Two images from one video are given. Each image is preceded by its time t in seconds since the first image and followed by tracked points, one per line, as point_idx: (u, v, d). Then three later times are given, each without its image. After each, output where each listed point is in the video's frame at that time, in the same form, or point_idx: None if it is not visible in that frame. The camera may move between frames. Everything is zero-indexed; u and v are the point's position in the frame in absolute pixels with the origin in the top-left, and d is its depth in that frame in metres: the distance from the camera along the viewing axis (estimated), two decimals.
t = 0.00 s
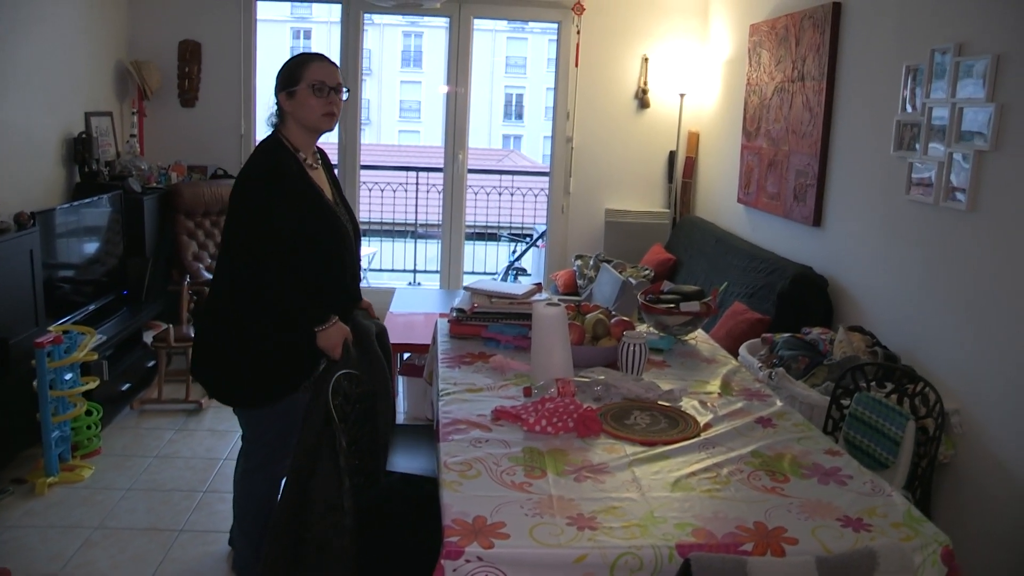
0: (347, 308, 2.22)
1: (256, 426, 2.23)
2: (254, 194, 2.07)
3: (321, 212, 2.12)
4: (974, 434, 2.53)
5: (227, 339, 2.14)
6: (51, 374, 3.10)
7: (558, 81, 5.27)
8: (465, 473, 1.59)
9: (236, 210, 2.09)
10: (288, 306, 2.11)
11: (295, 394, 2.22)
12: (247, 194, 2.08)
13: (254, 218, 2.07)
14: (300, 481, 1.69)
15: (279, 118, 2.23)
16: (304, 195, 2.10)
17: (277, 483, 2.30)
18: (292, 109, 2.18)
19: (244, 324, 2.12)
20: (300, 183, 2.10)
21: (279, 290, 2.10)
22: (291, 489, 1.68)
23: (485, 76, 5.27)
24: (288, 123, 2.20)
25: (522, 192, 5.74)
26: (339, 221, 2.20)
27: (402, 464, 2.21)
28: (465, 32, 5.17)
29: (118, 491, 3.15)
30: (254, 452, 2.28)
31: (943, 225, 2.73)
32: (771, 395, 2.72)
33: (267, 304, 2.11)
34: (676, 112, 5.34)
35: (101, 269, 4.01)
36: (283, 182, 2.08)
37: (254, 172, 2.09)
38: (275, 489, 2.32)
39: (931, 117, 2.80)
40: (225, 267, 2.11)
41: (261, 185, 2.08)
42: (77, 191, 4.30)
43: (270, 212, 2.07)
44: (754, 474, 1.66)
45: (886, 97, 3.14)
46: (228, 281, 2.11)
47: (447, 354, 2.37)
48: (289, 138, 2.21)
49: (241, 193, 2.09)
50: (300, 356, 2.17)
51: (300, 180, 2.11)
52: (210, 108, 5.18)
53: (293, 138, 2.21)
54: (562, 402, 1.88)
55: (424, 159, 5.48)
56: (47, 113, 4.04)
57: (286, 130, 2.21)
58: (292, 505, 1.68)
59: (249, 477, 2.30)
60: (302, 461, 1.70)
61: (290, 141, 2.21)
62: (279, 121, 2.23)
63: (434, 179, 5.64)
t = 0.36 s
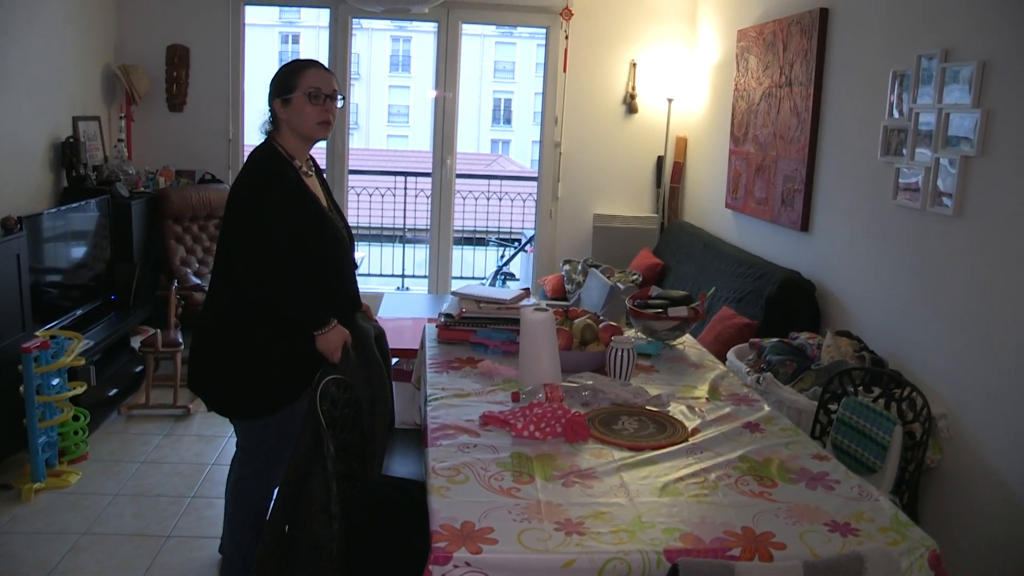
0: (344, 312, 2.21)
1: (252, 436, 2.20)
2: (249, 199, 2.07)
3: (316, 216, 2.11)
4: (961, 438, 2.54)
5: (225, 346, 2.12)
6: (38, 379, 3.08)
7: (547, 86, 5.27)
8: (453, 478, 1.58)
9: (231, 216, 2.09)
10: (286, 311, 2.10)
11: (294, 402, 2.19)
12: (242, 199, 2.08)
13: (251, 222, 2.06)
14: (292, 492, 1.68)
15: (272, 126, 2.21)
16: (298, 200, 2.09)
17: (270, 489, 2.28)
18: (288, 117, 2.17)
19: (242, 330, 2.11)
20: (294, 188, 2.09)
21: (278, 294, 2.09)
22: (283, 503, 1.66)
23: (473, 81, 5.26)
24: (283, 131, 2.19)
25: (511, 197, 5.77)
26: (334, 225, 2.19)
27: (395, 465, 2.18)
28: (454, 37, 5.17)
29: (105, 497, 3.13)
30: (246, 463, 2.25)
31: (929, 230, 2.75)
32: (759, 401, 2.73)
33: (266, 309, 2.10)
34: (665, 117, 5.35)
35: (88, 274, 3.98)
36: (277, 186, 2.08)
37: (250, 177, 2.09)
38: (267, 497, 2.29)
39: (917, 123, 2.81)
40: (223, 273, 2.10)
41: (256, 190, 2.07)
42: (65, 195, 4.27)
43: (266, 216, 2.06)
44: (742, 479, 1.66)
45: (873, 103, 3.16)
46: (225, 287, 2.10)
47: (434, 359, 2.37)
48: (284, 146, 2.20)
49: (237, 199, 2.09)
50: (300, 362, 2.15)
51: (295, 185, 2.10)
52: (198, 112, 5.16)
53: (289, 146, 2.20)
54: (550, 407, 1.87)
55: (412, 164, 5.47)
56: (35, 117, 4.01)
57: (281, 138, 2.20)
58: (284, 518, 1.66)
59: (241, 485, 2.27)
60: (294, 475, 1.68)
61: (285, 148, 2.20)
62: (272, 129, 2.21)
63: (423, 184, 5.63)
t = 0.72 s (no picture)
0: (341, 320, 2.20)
1: (246, 444, 2.20)
2: (246, 205, 2.07)
3: (312, 224, 2.10)
4: (951, 441, 2.55)
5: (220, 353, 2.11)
6: (29, 385, 3.06)
7: (539, 91, 5.28)
8: (444, 484, 1.58)
9: (228, 223, 2.09)
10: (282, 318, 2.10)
11: (289, 409, 2.18)
12: (238, 205, 2.08)
13: (248, 230, 2.06)
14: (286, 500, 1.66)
15: (269, 132, 2.21)
16: (295, 209, 2.08)
17: (262, 499, 2.26)
18: (282, 123, 2.17)
19: (237, 338, 2.10)
20: (291, 197, 2.09)
21: (274, 301, 2.09)
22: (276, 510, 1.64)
23: (465, 85, 5.27)
24: (279, 137, 2.19)
25: (502, 202, 5.72)
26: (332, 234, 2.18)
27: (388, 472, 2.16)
28: (446, 42, 5.18)
29: (96, 503, 3.11)
30: (239, 469, 2.24)
31: (920, 234, 2.76)
32: (751, 406, 2.73)
33: (262, 318, 2.09)
34: (657, 122, 5.36)
35: (79, 279, 3.96)
36: (273, 194, 2.07)
37: (248, 185, 2.08)
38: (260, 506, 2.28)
39: (907, 128, 2.83)
40: (218, 280, 2.10)
41: (252, 197, 2.07)
42: (55, 200, 4.25)
43: (264, 224, 2.06)
44: (734, 483, 1.66)
45: (864, 108, 3.17)
46: (221, 294, 2.10)
47: (426, 364, 2.36)
48: (280, 152, 2.20)
49: (233, 205, 2.08)
50: (295, 370, 2.14)
51: (291, 193, 2.09)
52: (190, 117, 5.15)
53: (284, 152, 2.20)
54: (542, 413, 1.87)
55: (405, 169, 5.49)
56: (25, 122, 3.99)
57: (277, 144, 2.20)
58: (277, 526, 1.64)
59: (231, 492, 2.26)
60: (287, 481, 1.67)
61: (280, 155, 2.20)
62: (269, 135, 2.22)
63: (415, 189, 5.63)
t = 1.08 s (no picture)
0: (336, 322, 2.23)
1: (243, 445, 2.19)
2: (245, 208, 2.08)
3: (311, 227, 2.12)
4: (950, 448, 2.55)
5: (217, 354, 2.11)
6: (27, 388, 3.07)
7: (539, 96, 5.29)
8: (444, 488, 1.59)
9: (225, 225, 2.10)
10: (280, 321, 2.11)
11: (284, 410, 2.19)
12: (238, 207, 2.09)
13: (247, 232, 2.07)
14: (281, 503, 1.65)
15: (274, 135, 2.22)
16: (294, 212, 2.10)
17: (261, 503, 2.26)
18: (288, 127, 2.18)
19: (234, 339, 2.11)
20: (292, 200, 2.10)
21: (271, 303, 2.10)
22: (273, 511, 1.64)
23: (466, 90, 5.28)
24: (284, 140, 2.20)
25: (503, 207, 5.76)
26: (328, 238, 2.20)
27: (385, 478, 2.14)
28: (447, 46, 5.18)
29: (94, 507, 3.11)
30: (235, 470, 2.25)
31: (919, 241, 2.77)
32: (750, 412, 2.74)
33: (259, 319, 2.11)
34: (657, 128, 5.38)
35: (79, 283, 3.96)
36: (274, 197, 2.08)
37: (249, 187, 2.09)
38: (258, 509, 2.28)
39: (907, 135, 2.83)
40: (216, 281, 2.10)
41: (252, 200, 2.08)
42: (56, 203, 4.26)
43: (263, 227, 2.07)
44: (733, 489, 1.66)
45: (864, 115, 3.18)
46: (218, 297, 2.09)
47: (425, 369, 2.37)
48: (284, 156, 2.21)
49: (233, 208, 2.09)
50: (291, 372, 2.16)
51: (293, 197, 2.10)
52: (190, 121, 5.16)
53: (288, 155, 2.21)
54: (542, 418, 1.88)
55: (406, 174, 5.51)
56: (26, 125, 4.00)
57: (281, 147, 2.21)
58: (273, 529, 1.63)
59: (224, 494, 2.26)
60: (284, 484, 1.67)
61: (284, 159, 2.20)
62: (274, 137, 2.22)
63: (415, 194, 5.65)
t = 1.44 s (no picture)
0: (336, 324, 2.23)
1: (245, 440, 2.21)
2: (247, 207, 2.09)
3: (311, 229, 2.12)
4: (955, 454, 2.55)
5: (216, 352, 2.13)
6: (33, 389, 3.08)
7: (546, 100, 5.30)
8: (449, 491, 1.59)
9: (228, 224, 2.11)
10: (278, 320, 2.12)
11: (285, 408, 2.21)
12: (240, 207, 2.10)
13: (247, 231, 2.08)
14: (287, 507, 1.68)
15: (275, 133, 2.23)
16: (295, 212, 2.10)
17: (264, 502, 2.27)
18: (288, 128, 2.20)
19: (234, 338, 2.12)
20: (292, 201, 2.11)
21: (272, 302, 2.11)
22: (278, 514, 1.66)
23: (472, 93, 5.29)
24: (284, 139, 2.22)
25: (508, 211, 5.83)
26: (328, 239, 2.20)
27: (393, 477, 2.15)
28: (453, 49, 5.20)
29: (99, 508, 3.12)
30: (240, 471, 2.26)
31: (925, 246, 2.77)
32: (755, 417, 2.74)
33: (261, 318, 2.12)
34: (664, 132, 5.38)
35: (85, 284, 3.99)
36: (274, 197, 2.09)
37: (250, 187, 2.10)
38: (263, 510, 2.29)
39: (913, 140, 2.84)
40: (217, 279, 2.11)
41: (253, 200, 2.09)
42: (62, 205, 4.28)
43: (263, 227, 2.08)
44: (737, 493, 1.67)
45: (870, 120, 3.18)
46: (219, 295, 2.11)
47: (431, 372, 2.37)
48: (285, 154, 2.23)
49: (234, 207, 2.10)
50: (291, 371, 2.16)
51: (293, 198, 2.11)
52: (197, 123, 5.18)
53: (288, 154, 2.23)
54: (547, 421, 1.88)
55: (412, 176, 5.52)
56: (33, 127, 4.03)
57: (282, 147, 2.23)
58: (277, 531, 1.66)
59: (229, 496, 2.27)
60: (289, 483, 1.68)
61: (285, 158, 2.23)
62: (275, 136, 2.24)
63: (421, 197, 5.67)
